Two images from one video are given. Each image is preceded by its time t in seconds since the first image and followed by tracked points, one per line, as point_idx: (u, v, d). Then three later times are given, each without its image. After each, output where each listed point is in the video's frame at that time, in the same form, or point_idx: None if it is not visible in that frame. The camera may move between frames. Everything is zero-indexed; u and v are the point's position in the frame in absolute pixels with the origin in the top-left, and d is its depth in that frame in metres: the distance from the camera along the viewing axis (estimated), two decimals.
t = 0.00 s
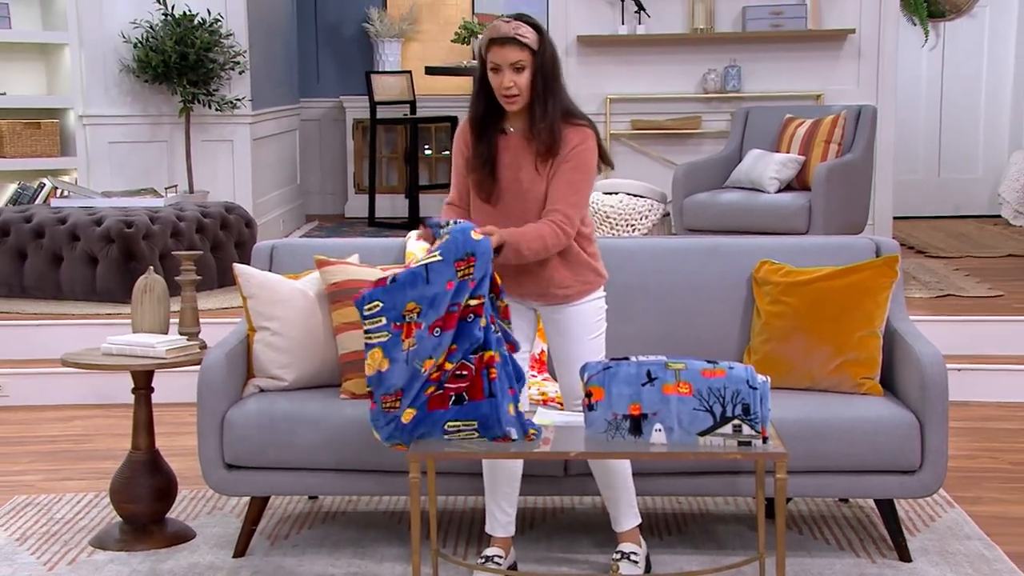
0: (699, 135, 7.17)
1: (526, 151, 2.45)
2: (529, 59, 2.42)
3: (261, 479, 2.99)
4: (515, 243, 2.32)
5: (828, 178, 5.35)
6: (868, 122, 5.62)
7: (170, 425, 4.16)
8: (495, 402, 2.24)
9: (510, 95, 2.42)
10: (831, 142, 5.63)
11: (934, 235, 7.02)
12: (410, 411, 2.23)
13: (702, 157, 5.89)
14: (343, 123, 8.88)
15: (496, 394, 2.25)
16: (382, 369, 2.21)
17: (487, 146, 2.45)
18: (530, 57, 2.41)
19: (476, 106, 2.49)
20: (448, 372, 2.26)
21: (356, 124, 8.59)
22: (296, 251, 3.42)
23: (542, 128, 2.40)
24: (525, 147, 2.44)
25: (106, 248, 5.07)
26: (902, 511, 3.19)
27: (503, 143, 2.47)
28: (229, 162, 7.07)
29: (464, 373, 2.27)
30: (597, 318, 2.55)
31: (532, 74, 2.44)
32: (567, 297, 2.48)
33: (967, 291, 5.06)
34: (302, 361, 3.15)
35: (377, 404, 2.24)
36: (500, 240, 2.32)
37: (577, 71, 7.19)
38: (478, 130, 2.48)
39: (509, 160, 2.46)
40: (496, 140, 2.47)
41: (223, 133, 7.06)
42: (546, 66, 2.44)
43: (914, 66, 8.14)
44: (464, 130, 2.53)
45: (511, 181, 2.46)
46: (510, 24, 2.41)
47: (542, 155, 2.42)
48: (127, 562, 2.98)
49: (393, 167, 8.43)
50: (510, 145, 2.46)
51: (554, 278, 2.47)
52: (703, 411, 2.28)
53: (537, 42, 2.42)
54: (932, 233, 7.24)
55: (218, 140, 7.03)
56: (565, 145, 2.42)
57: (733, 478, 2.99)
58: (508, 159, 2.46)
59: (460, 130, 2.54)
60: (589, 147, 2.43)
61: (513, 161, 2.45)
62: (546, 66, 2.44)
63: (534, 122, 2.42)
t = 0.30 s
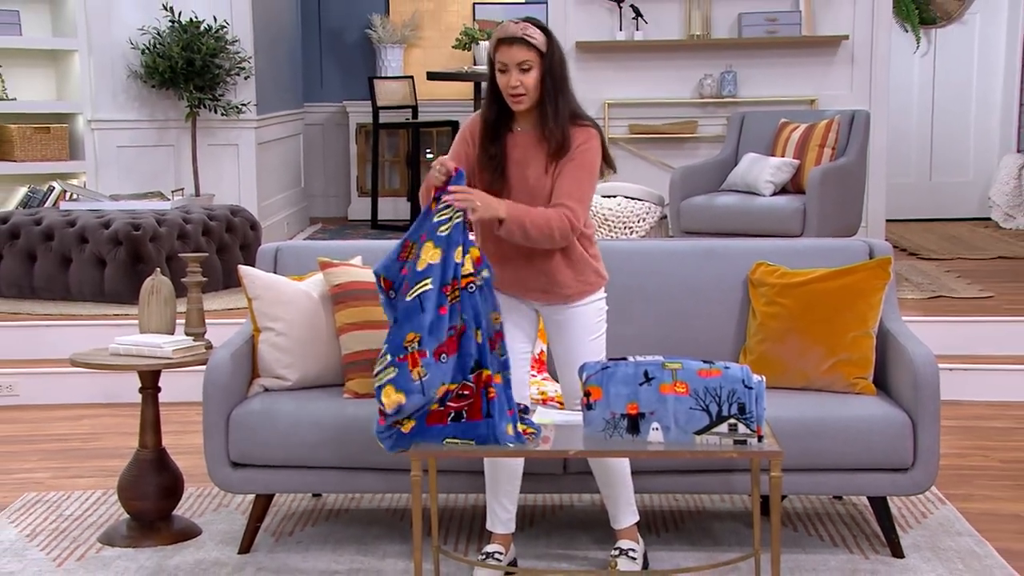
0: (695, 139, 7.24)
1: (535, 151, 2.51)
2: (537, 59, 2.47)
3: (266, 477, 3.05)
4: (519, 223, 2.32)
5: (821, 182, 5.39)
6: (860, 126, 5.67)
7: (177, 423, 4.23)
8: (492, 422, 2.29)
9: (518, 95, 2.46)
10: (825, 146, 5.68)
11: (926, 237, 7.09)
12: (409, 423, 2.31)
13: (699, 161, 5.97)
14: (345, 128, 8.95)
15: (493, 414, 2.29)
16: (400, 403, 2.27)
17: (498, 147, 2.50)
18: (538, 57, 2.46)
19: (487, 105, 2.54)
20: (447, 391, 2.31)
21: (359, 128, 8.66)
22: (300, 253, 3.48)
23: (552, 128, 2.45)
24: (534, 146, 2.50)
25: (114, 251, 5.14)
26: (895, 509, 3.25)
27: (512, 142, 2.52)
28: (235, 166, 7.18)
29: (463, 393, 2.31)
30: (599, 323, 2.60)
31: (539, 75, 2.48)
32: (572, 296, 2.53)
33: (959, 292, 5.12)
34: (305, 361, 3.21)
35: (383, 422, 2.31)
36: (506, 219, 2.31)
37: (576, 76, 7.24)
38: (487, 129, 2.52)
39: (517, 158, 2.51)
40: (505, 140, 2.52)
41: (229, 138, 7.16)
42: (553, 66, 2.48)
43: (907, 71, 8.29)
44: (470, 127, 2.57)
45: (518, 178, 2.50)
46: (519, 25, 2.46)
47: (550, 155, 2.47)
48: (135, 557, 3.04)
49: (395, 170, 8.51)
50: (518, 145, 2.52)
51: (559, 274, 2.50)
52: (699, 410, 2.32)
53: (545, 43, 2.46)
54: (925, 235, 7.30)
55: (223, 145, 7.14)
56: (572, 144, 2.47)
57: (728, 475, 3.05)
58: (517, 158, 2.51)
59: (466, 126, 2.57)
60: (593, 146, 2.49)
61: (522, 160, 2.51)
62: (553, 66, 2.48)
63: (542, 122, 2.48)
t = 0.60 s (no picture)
0: (692, 142, 7.30)
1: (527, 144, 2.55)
2: (522, 63, 2.48)
3: (271, 474, 3.11)
4: (480, 166, 2.35)
5: (816, 185, 5.47)
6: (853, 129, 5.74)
7: (183, 422, 4.29)
8: (487, 376, 2.34)
9: (506, 97, 2.51)
10: (820, 150, 5.75)
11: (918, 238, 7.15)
12: (406, 397, 2.37)
13: (697, 164, 6.04)
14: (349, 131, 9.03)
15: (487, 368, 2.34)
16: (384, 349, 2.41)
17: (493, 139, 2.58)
18: (523, 61, 2.47)
19: (484, 101, 2.60)
20: (430, 351, 2.35)
21: (362, 131, 8.74)
22: (304, 254, 3.54)
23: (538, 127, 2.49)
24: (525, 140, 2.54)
25: (122, 252, 5.20)
26: (888, 505, 3.31)
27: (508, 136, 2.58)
28: (240, 169, 7.28)
29: (448, 350, 2.35)
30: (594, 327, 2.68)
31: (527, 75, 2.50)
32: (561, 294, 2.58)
33: (951, 292, 5.18)
34: (309, 361, 3.27)
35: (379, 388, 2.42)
36: (466, 164, 2.34)
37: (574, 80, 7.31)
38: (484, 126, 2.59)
39: (512, 149, 2.57)
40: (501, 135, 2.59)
41: (234, 141, 7.26)
42: (539, 66, 2.49)
43: (899, 76, 8.37)
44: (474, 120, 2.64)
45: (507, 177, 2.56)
46: (503, 29, 2.47)
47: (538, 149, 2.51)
48: (142, 553, 3.10)
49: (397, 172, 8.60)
50: (513, 138, 2.57)
51: (544, 274, 2.56)
52: (696, 409, 2.37)
53: (529, 46, 2.47)
54: (917, 236, 7.37)
55: (229, 148, 7.24)
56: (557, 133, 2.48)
57: (724, 472, 3.10)
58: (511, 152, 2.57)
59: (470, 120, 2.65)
60: (581, 128, 2.48)
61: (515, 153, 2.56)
62: (539, 67, 2.49)
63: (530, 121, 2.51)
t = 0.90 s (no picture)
0: (690, 145, 7.36)
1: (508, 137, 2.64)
2: (504, 58, 2.57)
3: (276, 471, 3.17)
4: (461, 101, 2.39)
5: (812, 186, 5.50)
6: (848, 131, 5.79)
7: (190, 419, 4.36)
8: (479, 301, 2.45)
9: (489, 92, 2.61)
10: (815, 152, 5.82)
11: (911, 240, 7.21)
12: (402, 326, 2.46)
13: (693, 166, 6.11)
14: (352, 133, 9.10)
15: (479, 293, 2.45)
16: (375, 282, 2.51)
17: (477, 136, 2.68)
18: (505, 57, 2.56)
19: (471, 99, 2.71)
20: (422, 280, 2.45)
21: (365, 133, 8.82)
22: (308, 253, 3.61)
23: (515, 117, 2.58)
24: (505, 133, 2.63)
25: (130, 252, 5.27)
26: (882, 501, 3.37)
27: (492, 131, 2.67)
28: (245, 171, 7.36)
29: (440, 278, 2.45)
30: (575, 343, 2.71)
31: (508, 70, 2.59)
32: (538, 283, 2.62)
33: (943, 292, 5.25)
34: (313, 358, 3.33)
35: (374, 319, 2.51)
36: (444, 100, 2.38)
37: (574, 84, 7.37)
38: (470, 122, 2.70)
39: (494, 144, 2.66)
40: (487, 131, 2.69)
41: (240, 143, 7.34)
42: (521, 63, 2.57)
43: (892, 80, 8.43)
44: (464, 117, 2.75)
45: (486, 168, 2.62)
46: (486, 25, 2.56)
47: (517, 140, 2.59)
48: (150, 548, 3.16)
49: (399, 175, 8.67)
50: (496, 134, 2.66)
51: (523, 260, 2.62)
52: (693, 406, 2.43)
53: (511, 42, 2.55)
54: (910, 237, 7.44)
55: (235, 150, 7.32)
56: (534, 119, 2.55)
57: (721, 469, 3.15)
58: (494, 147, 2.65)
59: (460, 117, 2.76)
60: (556, 110, 2.54)
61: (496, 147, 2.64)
62: (520, 63, 2.57)
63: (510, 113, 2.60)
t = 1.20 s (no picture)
0: (689, 146, 7.40)
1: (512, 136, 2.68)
2: (507, 58, 2.61)
3: (280, 468, 3.21)
4: (480, 73, 2.43)
5: (809, 187, 5.54)
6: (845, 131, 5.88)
7: (194, 417, 4.40)
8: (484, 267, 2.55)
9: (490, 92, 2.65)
10: (812, 153, 5.87)
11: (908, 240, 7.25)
12: (406, 285, 2.55)
13: (692, 167, 6.15)
14: (355, 135, 9.15)
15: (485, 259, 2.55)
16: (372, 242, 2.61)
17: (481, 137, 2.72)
18: (507, 56, 2.60)
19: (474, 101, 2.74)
20: (429, 241, 2.55)
21: (367, 135, 8.86)
22: (311, 254, 3.65)
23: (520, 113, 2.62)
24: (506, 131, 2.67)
25: (135, 253, 5.31)
26: (879, 499, 3.41)
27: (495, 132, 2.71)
28: (249, 172, 7.41)
29: (447, 240, 2.55)
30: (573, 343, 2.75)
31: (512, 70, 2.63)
32: (539, 278, 2.65)
33: (939, 292, 5.29)
34: (316, 358, 3.37)
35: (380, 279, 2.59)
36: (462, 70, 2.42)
37: (574, 86, 7.40)
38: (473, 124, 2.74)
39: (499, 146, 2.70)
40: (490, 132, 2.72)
41: (243, 145, 7.39)
42: (523, 62, 2.61)
43: (890, 83, 8.46)
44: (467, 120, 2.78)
45: (490, 164, 2.67)
46: (490, 26, 2.61)
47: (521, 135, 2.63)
48: (155, 545, 3.20)
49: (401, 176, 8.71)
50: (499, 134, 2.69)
51: (525, 254, 2.65)
52: (692, 405, 2.46)
53: (514, 42, 2.60)
54: (907, 237, 7.48)
55: (238, 152, 7.37)
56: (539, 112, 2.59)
57: (720, 467, 3.18)
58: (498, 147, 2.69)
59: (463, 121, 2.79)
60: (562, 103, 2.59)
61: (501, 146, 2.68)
62: (523, 63, 2.61)
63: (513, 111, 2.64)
